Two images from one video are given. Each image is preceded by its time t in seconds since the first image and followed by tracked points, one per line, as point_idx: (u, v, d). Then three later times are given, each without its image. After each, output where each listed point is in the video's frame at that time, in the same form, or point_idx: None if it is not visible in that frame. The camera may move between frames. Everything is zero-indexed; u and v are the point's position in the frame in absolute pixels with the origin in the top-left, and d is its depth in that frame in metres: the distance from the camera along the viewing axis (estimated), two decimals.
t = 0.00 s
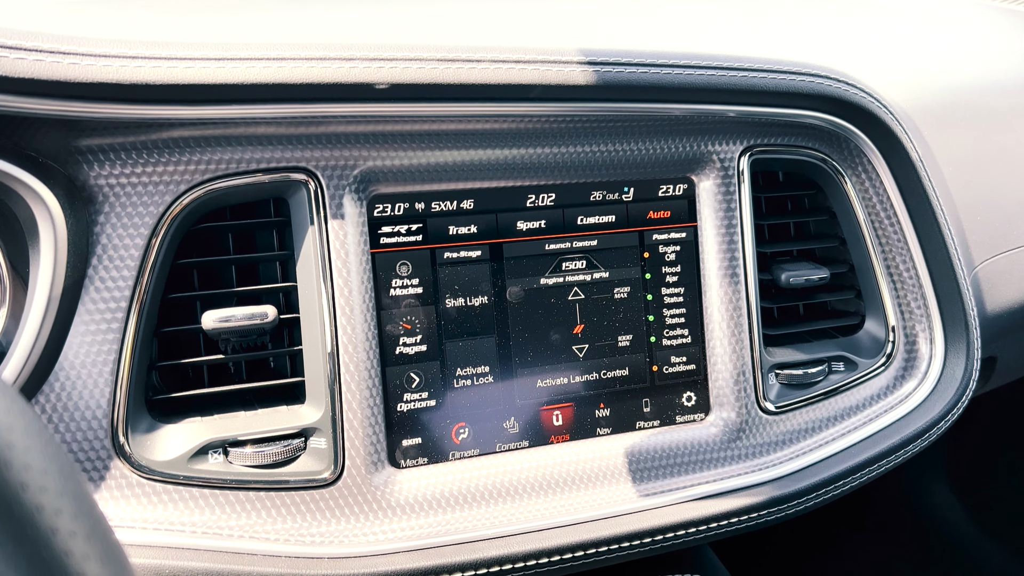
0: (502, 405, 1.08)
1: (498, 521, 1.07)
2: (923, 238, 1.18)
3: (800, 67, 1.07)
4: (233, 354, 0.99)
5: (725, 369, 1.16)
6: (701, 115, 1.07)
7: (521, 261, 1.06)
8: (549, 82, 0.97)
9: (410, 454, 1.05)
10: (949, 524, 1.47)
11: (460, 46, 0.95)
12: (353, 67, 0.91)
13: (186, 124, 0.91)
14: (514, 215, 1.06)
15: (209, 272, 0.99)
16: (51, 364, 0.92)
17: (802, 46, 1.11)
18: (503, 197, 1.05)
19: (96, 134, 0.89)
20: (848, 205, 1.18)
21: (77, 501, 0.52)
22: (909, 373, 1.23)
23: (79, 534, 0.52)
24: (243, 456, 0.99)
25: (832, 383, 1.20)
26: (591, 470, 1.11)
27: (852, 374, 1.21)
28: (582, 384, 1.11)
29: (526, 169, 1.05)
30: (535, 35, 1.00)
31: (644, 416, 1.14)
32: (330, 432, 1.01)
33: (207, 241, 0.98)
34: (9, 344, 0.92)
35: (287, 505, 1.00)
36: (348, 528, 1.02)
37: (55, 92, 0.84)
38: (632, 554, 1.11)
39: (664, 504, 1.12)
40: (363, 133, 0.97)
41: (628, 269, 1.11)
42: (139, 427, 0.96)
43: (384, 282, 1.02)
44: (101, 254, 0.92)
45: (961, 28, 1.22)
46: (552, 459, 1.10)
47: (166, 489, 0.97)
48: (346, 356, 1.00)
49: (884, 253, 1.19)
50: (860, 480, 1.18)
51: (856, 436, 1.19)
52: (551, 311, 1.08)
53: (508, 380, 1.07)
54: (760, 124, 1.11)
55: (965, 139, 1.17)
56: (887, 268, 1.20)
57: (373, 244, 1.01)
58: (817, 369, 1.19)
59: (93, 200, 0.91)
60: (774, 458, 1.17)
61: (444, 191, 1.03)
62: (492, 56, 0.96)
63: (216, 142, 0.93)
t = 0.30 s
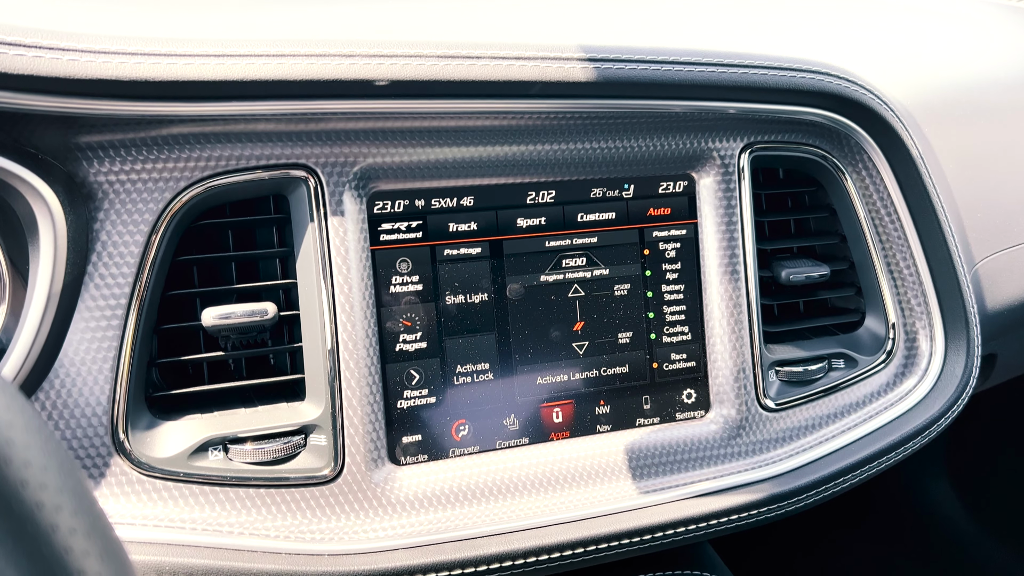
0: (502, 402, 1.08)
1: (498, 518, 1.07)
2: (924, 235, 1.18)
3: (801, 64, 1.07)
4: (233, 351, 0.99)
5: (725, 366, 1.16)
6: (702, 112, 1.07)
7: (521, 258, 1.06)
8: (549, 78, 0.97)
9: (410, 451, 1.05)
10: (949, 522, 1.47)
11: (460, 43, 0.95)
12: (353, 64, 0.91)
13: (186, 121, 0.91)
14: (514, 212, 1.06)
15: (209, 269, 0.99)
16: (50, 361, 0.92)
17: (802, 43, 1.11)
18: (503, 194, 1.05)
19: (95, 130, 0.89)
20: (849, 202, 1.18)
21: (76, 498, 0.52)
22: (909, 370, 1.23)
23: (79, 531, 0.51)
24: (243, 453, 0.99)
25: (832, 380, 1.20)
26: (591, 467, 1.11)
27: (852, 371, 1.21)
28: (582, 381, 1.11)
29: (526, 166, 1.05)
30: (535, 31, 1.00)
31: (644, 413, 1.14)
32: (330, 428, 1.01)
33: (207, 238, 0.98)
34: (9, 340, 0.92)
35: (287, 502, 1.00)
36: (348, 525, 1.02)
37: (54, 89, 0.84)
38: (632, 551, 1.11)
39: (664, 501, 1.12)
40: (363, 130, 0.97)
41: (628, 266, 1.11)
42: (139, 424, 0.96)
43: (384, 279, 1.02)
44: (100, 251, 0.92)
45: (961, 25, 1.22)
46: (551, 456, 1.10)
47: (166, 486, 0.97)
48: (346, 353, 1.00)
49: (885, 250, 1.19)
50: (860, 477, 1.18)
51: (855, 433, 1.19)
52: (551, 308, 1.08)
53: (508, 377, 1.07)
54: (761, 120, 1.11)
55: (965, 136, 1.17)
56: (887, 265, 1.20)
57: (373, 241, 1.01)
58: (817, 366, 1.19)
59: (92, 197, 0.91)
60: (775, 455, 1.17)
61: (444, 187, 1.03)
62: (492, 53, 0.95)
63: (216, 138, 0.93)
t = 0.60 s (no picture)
0: (503, 399, 1.08)
1: (498, 514, 1.07)
2: (924, 233, 1.18)
3: (801, 60, 1.07)
4: (233, 347, 0.99)
5: (725, 363, 1.16)
6: (702, 109, 1.06)
7: (522, 255, 1.06)
8: (550, 75, 0.97)
9: (410, 448, 1.05)
10: (949, 518, 1.47)
11: (460, 39, 0.95)
12: (353, 60, 0.90)
13: (185, 117, 0.91)
14: (514, 209, 1.06)
15: (209, 265, 0.99)
16: (50, 358, 0.92)
17: (803, 39, 1.10)
18: (503, 190, 1.05)
19: (95, 127, 0.89)
20: (849, 199, 1.18)
21: (76, 494, 0.52)
22: (909, 367, 1.23)
23: (79, 528, 0.51)
24: (243, 450, 0.98)
25: (832, 377, 1.20)
26: (591, 464, 1.11)
27: (852, 367, 1.21)
28: (582, 378, 1.11)
29: (527, 163, 1.05)
30: (536, 28, 1.00)
31: (645, 410, 1.14)
32: (330, 425, 1.01)
33: (207, 235, 0.98)
34: (9, 337, 0.92)
35: (288, 498, 1.01)
36: (348, 522, 1.02)
37: (53, 85, 0.84)
38: (633, 548, 1.11)
39: (664, 498, 1.12)
40: (363, 127, 0.97)
41: (628, 263, 1.11)
42: (139, 420, 0.96)
43: (384, 276, 1.02)
44: (100, 247, 0.92)
45: (962, 21, 1.22)
46: (552, 453, 1.10)
47: (166, 482, 0.97)
48: (347, 350, 1.00)
49: (885, 246, 1.19)
50: (860, 474, 1.18)
51: (856, 430, 1.19)
52: (551, 305, 1.08)
53: (508, 374, 1.07)
54: (762, 117, 1.11)
55: (966, 132, 1.17)
56: (887, 263, 1.20)
57: (373, 237, 1.01)
58: (818, 363, 1.19)
59: (92, 193, 0.91)
60: (775, 452, 1.18)
61: (444, 184, 1.03)
62: (493, 49, 0.95)
63: (216, 135, 0.93)
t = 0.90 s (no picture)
0: (503, 396, 1.08)
1: (499, 511, 1.07)
2: (925, 229, 1.18)
3: (802, 56, 1.07)
4: (233, 344, 0.99)
5: (725, 360, 1.16)
6: (703, 105, 1.06)
7: (522, 252, 1.06)
8: (550, 71, 0.96)
9: (410, 444, 1.05)
10: (949, 515, 1.48)
11: (460, 35, 0.95)
12: (353, 56, 0.90)
13: (185, 113, 0.90)
14: (515, 206, 1.06)
15: (209, 262, 0.99)
16: (50, 354, 0.92)
17: (803, 36, 1.10)
18: (504, 187, 1.05)
19: (94, 123, 0.89)
20: (850, 196, 1.18)
21: (76, 490, 0.52)
22: (910, 363, 1.22)
23: (79, 523, 0.51)
24: (243, 446, 0.99)
25: (832, 374, 1.20)
26: (591, 461, 1.11)
27: (852, 364, 1.21)
28: (582, 375, 1.11)
29: (527, 159, 1.05)
30: (536, 24, 0.99)
31: (645, 407, 1.14)
32: (330, 422, 1.01)
33: (207, 231, 0.98)
34: (9, 333, 0.92)
35: (288, 495, 1.00)
36: (349, 518, 1.02)
37: (53, 81, 0.83)
38: (633, 544, 1.11)
39: (664, 495, 1.12)
40: (363, 123, 0.97)
41: (629, 260, 1.11)
42: (139, 417, 0.96)
43: (384, 272, 1.01)
44: (100, 244, 0.92)
45: (962, 17, 1.22)
46: (552, 449, 1.10)
47: (166, 479, 0.97)
48: (347, 346, 1.00)
49: (885, 243, 1.19)
50: (861, 470, 1.18)
51: (857, 426, 1.19)
52: (552, 301, 1.08)
53: (508, 371, 1.07)
54: (762, 113, 1.11)
55: (966, 129, 1.17)
56: (888, 259, 1.19)
57: (373, 234, 1.01)
58: (818, 360, 1.19)
59: (91, 189, 0.91)
60: (775, 448, 1.17)
61: (444, 180, 1.03)
62: (493, 45, 0.95)
63: (216, 131, 0.93)
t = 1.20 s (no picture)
0: (503, 393, 1.08)
1: (499, 508, 1.07)
2: (925, 226, 1.17)
3: (802, 53, 1.06)
4: (232, 341, 0.99)
5: (726, 357, 1.15)
6: (703, 101, 1.06)
7: (522, 249, 1.06)
8: (551, 67, 0.96)
9: (410, 441, 1.05)
10: (949, 512, 1.48)
11: (460, 32, 0.95)
12: (353, 52, 0.90)
13: (185, 110, 0.90)
14: (515, 202, 1.05)
15: (209, 259, 0.99)
16: (50, 351, 0.92)
17: (804, 32, 1.10)
18: (504, 184, 1.05)
19: (94, 119, 0.89)
20: (851, 193, 1.18)
21: (76, 487, 0.52)
22: (910, 360, 1.22)
23: (78, 520, 0.51)
24: (244, 443, 0.99)
25: (832, 371, 1.20)
26: (591, 458, 1.11)
27: (852, 361, 1.21)
28: (583, 372, 1.10)
29: (527, 156, 1.05)
30: (536, 21, 0.99)
31: (646, 404, 1.14)
32: (330, 418, 1.01)
33: (207, 228, 0.98)
34: (9, 330, 0.92)
35: (288, 492, 1.00)
36: (349, 515, 1.02)
37: (52, 77, 0.83)
38: (634, 541, 1.11)
39: (664, 492, 1.12)
40: (363, 120, 0.97)
41: (629, 257, 1.11)
42: (139, 414, 0.96)
43: (385, 269, 1.01)
44: (100, 241, 0.92)
45: (963, 14, 1.21)
46: (552, 446, 1.10)
47: (167, 476, 0.97)
48: (347, 343, 1.00)
49: (886, 240, 1.19)
50: (861, 467, 1.18)
51: (857, 423, 1.19)
52: (552, 298, 1.08)
53: (508, 368, 1.07)
54: (763, 110, 1.11)
55: (966, 126, 1.17)
56: (888, 256, 1.19)
57: (373, 231, 1.00)
58: (818, 357, 1.19)
59: (91, 186, 0.91)
60: (776, 446, 1.17)
61: (444, 177, 1.02)
62: (493, 41, 0.95)
63: (215, 128, 0.93)
